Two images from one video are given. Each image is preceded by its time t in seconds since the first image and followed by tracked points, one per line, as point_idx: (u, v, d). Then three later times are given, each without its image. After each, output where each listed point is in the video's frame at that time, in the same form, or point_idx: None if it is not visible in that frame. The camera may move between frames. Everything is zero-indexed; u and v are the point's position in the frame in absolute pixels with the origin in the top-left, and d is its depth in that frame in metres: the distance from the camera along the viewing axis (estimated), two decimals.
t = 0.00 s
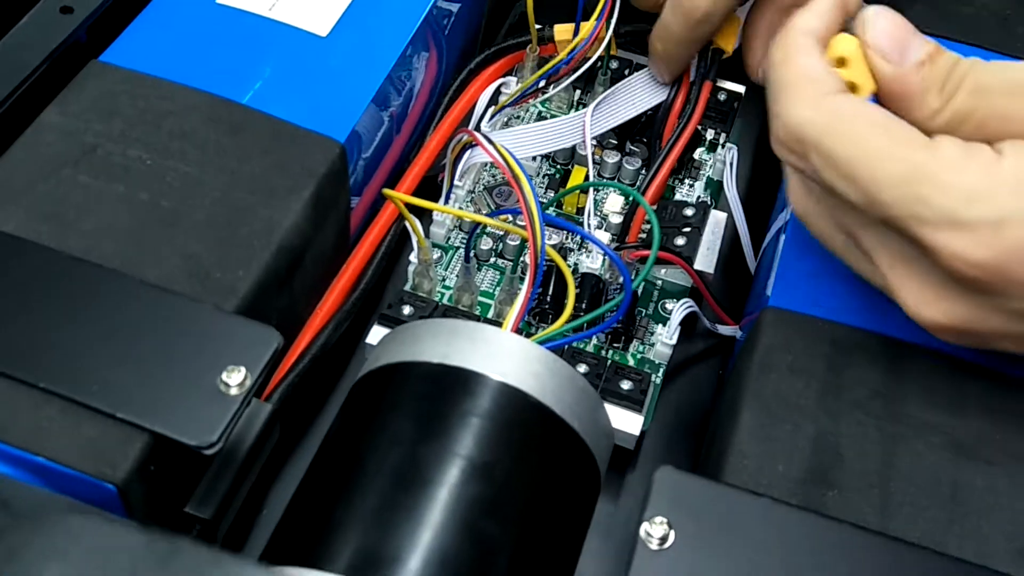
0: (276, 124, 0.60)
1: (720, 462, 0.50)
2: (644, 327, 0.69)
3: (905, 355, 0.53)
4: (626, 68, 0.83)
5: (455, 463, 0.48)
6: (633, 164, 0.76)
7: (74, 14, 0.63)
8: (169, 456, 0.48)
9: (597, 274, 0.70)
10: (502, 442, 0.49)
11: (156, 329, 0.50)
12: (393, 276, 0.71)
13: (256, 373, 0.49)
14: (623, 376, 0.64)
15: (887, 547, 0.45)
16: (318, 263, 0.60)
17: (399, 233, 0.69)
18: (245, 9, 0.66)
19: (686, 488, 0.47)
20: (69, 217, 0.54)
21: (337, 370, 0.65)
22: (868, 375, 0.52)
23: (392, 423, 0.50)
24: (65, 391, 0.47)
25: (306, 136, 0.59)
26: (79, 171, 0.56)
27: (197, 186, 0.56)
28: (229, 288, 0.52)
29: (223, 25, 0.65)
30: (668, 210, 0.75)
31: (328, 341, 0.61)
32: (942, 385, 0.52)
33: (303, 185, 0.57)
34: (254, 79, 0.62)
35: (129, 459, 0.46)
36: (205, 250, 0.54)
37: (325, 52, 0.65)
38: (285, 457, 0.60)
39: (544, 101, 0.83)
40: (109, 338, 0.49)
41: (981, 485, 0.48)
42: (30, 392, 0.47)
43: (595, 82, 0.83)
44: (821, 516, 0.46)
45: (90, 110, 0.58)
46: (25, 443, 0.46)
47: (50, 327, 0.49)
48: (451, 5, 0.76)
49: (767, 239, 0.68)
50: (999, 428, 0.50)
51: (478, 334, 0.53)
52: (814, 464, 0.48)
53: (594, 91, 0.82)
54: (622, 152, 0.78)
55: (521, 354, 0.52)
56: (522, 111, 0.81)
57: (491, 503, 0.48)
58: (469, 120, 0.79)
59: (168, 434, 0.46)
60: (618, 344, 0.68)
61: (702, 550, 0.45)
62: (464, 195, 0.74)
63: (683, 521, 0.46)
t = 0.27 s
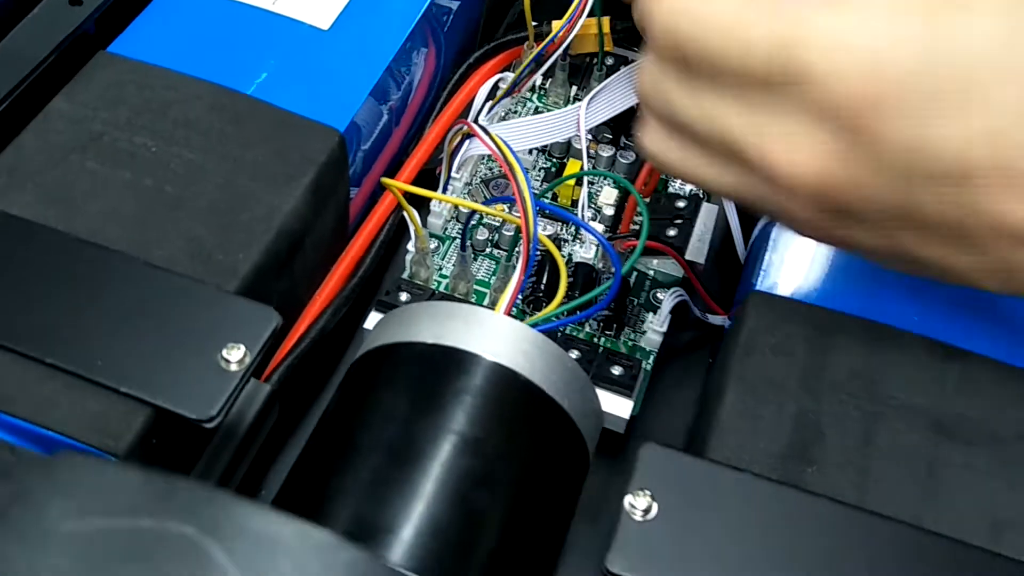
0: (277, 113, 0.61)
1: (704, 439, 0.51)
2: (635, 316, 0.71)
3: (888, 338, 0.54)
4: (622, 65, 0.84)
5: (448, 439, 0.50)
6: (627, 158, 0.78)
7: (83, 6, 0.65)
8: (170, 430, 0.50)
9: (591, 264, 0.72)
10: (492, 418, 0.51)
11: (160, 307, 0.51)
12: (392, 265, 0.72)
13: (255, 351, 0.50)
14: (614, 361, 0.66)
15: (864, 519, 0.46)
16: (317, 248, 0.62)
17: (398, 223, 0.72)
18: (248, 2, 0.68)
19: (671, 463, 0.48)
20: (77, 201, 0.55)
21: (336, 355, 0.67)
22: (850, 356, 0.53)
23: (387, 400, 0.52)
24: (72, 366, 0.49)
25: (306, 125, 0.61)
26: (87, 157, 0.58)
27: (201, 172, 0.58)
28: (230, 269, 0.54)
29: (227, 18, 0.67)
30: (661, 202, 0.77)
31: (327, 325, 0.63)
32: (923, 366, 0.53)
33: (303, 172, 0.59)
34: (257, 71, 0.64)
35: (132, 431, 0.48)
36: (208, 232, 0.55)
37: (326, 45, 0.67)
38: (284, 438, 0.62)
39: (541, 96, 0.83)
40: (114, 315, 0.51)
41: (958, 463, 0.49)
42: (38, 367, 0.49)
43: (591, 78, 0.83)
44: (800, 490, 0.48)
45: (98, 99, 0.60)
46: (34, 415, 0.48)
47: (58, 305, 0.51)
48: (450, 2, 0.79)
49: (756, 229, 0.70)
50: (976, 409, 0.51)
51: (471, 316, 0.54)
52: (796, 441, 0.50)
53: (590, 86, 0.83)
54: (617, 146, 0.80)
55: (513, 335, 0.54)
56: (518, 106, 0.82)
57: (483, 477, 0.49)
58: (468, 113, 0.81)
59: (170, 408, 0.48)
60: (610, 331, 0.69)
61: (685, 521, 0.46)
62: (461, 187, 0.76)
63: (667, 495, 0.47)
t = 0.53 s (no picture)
0: (259, 128, 0.64)
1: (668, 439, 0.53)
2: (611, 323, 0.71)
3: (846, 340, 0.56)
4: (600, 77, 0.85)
5: (420, 441, 0.52)
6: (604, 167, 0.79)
7: (71, 27, 0.67)
8: (153, 435, 0.52)
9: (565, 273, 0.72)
10: (464, 419, 0.53)
11: (143, 316, 0.54)
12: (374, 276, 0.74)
13: (234, 358, 0.53)
14: (588, 367, 0.69)
15: (817, 513, 0.48)
16: (298, 258, 0.64)
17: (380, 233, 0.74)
18: (233, 23, 0.70)
19: (634, 461, 0.50)
20: (65, 214, 0.58)
21: (319, 362, 0.69)
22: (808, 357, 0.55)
23: (363, 405, 0.54)
24: (60, 373, 0.51)
25: (286, 140, 0.63)
26: (74, 172, 0.60)
27: (184, 185, 0.60)
28: (212, 278, 0.56)
29: (212, 38, 0.69)
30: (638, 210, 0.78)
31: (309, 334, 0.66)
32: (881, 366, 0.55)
33: (283, 185, 0.61)
34: (240, 89, 0.67)
35: (116, 436, 0.50)
36: (191, 243, 0.58)
37: (307, 63, 0.69)
38: (267, 443, 0.64)
39: (520, 110, 0.84)
40: (100, 324, 0.53)
41: (912, 460, 0.51)
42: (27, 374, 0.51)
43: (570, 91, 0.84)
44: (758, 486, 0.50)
45: (86, 117, 0.63)
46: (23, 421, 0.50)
47: (46, 314, 0.53)
48: (432, 19, 0.81)
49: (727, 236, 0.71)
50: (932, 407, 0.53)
51: (444, 323, 0.57)
52: (755, 440, 0.52)
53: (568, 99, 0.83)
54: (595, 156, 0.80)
55: (485, 342, 0.56)
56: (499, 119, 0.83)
57: (453, 477, 0.51)
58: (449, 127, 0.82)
59: (153, 412, 0.50)
60: (585, 338, 0.70)
61: (645, 516, 0.48)
62: (442, 199, 0.78)
63: (628, 492, 0.49)
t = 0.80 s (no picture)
0: (261, 178, 0.66)
1: (657, 476, 0.55)
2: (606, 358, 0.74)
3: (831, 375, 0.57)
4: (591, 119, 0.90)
5: (418, 482, 0.54)
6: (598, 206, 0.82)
7: (80, 83, 0.70)
8: (161, 478, 0.54)
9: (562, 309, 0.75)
10: (460, 458, 0.55)
11: (150, 364, 0.56)
12: (375, 316, 0.76)
13: (239, 403, 0.55)
14: (585, 403, 0.70)
15: (802, 547, 0.50)
16: (300, 303, 0.66)
17: (381, 273, 0.76)
18: (237, 75, 0.73)
19: (625, 499, 0.52)
20: (75, 266, 0.60)
21: (322, 402, 0.71)
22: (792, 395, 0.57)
23: (362, 447, 0.56)
24: (70, 421, 0.53)
25: (288, 189, 0.66)
26: (84, 225, 0.62)
27: (190, 235, 0.62)
28: (216, 326, 0.58)
29: (216, 91, 0.72)
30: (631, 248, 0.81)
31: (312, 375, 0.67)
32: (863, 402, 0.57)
33: (285, 233, 0.64)
34: (244, 139, 0.69)
35: (125, 480, 0.52)
36: (196, 292, 0.60)
37: (309, 113, 0.72)
38: (271, 483, 0.66)
39: (517, 150, 0.86)
40: (109, 372, 0.55)
41: (893, 493, 0.53)
42: (39, 423, 0.53)
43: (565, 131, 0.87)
44: (744, 522, 0.51)
45: (95, 170, 0.65)
46: (37, 467, 0.52)
47: (57, 364, 0.55)
48: (430, 63, 0.83)
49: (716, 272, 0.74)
50: (913, 441, 0.55)
51: (439, 364, 0.58)
52: (741, 476, 0.54)
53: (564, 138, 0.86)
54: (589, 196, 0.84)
55: (479, 382, 0.58)
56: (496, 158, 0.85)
57: (448, 516, 0.53)
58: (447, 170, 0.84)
59: (160, 457, 0.52)
60: (582, 373, 0.73)
61: (636, 552, 0.50)
62: (441, 239, 0.80)
63: (620, 528, 0.51)
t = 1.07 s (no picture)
0: (256, 214, 0.66)
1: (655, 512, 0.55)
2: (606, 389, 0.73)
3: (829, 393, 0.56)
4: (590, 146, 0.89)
5: (414, 523, 0.53)
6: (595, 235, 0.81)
7: (74, 121, 0.70)
8: (156, 520, 0.54)
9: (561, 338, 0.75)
10: (455, 497, 0.55)
11: (144, 404, 0.55)
12: (372, 349, 0.76)
13: (233, 443, 0.54)
14: (584, 435, 0.69)
15: None
16: (294, 338, 0.66)
17: (377, 306, 0.76)
18: (232, 110, 0.73)
19: (624, 537, 0.51)
20: (69, 305, 0.60)
21: (319, 437, 0.71)
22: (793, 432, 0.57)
23: (357, 486, 0.56)
24: (64, 463, 0.53)
25: (282, 224, 0.66)
26: (78, 263, 0.62)
27: (184, 272, 0.62)
28: (211, 365, 0.58)
29: (211, 126, 0.72)
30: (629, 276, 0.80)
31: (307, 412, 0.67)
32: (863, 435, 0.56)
33: (279, 269, 0.63)
34: (238, 174, 0.69)
35: (118, 524, 0.51)
36: (191, 330, 0.59)
37: (304, 146, 0.72)
38: (268, 520, 0.66)
39: (515, 178, 0.87)
40: (103, 414, 0.55)
41: (894, 528, 0.52)
42: (32, 465, 0.53)
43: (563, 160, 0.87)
44: (744, 559, 0.51)
45: (89, 207, 0.65)
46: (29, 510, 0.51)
47: (51, 405, 0.55)
48: (427, 93, 0.83)
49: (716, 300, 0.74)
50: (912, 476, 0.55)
51: (436, 401, 0.58)
52: (739, 512, 0.53)
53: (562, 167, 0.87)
54: (586, 223, 0.83)
55: (475, 419, 0.57)
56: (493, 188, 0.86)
57: (443, 556, 0.53)
58: (444, 200, 0.84)
59: (154, 500, 0.52)
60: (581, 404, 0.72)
61: None
62: (438, 269, 0.80)
63: (617, 567, 0.50)
